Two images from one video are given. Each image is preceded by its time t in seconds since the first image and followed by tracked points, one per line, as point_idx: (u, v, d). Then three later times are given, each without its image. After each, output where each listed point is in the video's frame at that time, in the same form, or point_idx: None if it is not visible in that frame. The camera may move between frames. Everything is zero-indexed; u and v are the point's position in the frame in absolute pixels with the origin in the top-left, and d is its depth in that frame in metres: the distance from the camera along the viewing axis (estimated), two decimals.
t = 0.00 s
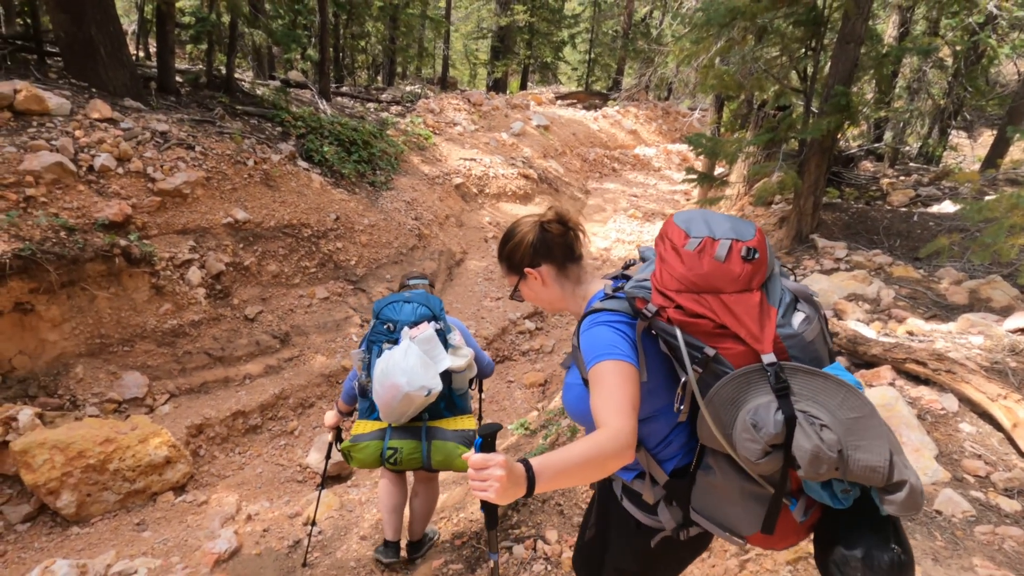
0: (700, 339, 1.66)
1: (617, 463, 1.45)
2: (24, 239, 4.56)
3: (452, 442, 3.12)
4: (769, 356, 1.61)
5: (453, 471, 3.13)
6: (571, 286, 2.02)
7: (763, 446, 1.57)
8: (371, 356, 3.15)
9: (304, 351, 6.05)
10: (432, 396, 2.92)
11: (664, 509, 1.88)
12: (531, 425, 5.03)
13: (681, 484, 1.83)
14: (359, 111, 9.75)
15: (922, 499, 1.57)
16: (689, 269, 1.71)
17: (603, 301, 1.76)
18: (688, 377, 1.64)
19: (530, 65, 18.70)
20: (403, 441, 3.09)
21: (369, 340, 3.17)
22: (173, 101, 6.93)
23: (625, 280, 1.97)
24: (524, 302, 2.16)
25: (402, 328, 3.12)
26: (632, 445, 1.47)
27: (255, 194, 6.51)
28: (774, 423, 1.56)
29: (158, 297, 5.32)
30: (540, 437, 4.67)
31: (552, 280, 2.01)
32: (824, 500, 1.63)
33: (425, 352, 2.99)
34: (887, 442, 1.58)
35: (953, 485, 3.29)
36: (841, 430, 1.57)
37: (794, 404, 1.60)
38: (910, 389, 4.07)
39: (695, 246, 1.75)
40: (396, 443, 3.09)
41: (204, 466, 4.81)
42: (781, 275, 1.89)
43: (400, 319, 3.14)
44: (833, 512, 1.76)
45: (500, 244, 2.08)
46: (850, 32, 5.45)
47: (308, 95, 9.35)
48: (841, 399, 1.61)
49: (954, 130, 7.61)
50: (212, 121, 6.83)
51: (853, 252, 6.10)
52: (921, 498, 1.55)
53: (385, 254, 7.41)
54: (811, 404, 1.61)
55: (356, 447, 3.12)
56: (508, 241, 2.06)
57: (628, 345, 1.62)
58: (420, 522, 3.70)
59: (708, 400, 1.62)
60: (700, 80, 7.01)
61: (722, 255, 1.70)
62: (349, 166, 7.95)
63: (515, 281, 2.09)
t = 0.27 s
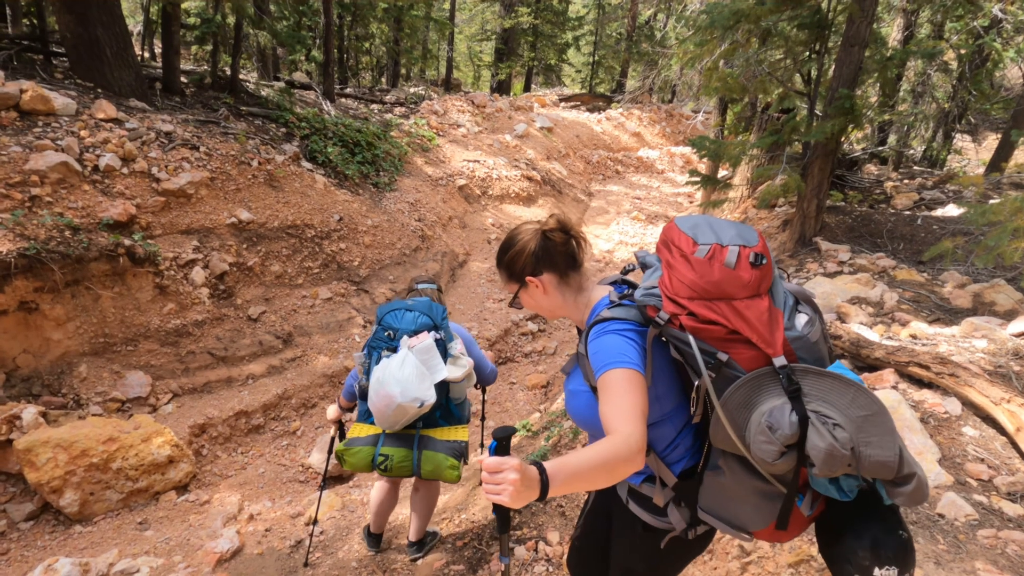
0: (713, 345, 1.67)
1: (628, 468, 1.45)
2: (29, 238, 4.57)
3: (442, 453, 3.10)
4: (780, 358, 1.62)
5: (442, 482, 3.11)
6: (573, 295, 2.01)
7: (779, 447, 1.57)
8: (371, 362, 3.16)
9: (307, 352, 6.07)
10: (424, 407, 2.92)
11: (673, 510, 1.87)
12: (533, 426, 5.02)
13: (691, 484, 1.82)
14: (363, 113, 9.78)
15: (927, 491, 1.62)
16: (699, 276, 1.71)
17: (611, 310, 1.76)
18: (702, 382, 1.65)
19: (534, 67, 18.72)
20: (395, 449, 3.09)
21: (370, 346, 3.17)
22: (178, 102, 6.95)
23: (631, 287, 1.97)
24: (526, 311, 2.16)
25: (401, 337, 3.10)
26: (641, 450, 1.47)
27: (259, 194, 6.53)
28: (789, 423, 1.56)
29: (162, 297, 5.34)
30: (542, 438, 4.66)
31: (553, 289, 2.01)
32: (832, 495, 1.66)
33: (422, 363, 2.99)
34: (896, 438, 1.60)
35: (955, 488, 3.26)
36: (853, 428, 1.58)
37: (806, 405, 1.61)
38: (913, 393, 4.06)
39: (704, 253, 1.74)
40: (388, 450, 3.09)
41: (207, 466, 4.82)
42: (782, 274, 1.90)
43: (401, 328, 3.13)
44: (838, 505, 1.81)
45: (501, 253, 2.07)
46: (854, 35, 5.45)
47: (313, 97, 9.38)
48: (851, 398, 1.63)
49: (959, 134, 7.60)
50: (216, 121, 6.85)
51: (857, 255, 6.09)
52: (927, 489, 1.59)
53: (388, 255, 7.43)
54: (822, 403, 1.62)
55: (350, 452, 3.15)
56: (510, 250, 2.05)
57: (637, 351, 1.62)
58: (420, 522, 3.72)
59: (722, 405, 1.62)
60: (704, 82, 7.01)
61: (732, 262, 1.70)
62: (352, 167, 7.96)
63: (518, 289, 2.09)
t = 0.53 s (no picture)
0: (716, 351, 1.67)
1: (635, 475, 1.45)
2: (33, 240, 4.59)
3: (427, 461, 3.09)
4: (784, 364, 1.62)
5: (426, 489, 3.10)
6: (576, 301, 2.02)
7: (784, 452, 1.56)
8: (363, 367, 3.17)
9: (309, 353, 6.08)
10: (409, 415, 2.92)
11: (679, 511, 1.88)
12: (535, 427, 5.02)
13: (696, 486, 1.85)
14: (364, 115, 9.80)
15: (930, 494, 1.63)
16: (702, 282, 1.71)
17: (615, 317, 1.76)
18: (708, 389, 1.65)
19: (536, 69, 18.74)
20: (380, 453, 3.10)
21: (364, 351, 3.19)
22: (180, 104, 6.97)
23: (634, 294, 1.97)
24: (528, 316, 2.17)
25: (393, 344, 3.11)
26: (648, 459, 1.46)
27: (262, 196, 6.55)
28: (793, 429, 1.56)
29: (165, 298, 5.36)
30: (544, 440, 4.67)
31: (556, 295, 2.02)
32: (836, 496, 1.65)
33: (411, 371, 2.99)
34: (898, 442, 1.60)
35: (957, 489, 3.26)
36: (856, 432, 1.58)
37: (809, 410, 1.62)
38: (915, 394, 4.06)
39: (707, 260, 1.75)
40: (374, 454, 3.10)
41: (209, 467, 4.83)
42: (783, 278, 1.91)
43: (393, 334, 3.13)
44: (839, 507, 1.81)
45: (503, 260, 2.07)
46: (855, 36, 5.45)
47: (315, 99, 9.40)
48: (855, 403, 1.63)
49: (961, 135, 7.60)
50: (219, 123, 6.87)
51: (858, 257, 6.09)
52: (928, 492, 1.60)
53: (390, 257, 7.44)
54: (825, 407, 1.62)
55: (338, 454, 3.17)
56: (512, 257, 2.04)
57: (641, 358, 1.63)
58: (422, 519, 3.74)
59: (726, 410, 1.62)
60: (705, 84, 7.01)
61: (734, 269, 1.70)
62: (354, 169, 7.97)
63: (520, 295, 2.10)
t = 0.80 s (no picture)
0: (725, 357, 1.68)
1: (633, 480, 1.45)
2: (36, 241, 4.60)
3: (412, 459, 3.08)
4: (791, 371, 1.64)
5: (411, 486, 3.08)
6: (584, 303, 2.02)
7: (790, 459, 1.57)
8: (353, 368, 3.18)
9: (312, 354, 6.09)
10: (394, 414, 2.93)
11: (682, 513, 1.88)
12: (538, 428, 5.03)
13: (699, 488, 1.84)
14: (366, 116, 9.81)
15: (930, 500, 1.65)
16: (712, 290, 1.69)
17: (624, 321, 1.76)
18: (716, 394, 1.66)
19: (538, 70, 18.76)
20: (367, 451, 3.10)
21: (354, 352, 3.21)
22: (182, 105, 6.99)
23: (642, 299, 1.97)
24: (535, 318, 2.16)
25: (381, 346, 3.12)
26: (647, 463, 1.47)
27: (264, 198, 6.57)
28: (799, 437, 1.57)
29: (167, 299, 5.37)
30: (546, 440, 4.67)
31: (564, 299, 2.01)
32: (836, 499, 1.70)
33: (398, 371, 3.00)
34: (902, 449, 1.62)
35: (960, 488, 3.25)
36: (861, 440, 1.59)
37: (815, 417, 1.63)
38: (917, 393, 4.05)
39: (718, 268, 1.72)
40: (361, 451, 3.11)
41: (212, 468, 4.84)
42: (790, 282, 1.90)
43: (382, 335, 3.14)
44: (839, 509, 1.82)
45: (512, 262, 2.06)
46: (857, 36, 5.44)
47: (317, 100, 9.41)
48: (860, 410, 1.64)
49: (963, 135, 7.59)
50: (221, 125, 6.88)
51: (861, 256, 6.09)
52: (930, 499, 1.62)
53: (392, 257, 7.45)
54: (831, 414, 1.64)
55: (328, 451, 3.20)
56: (521, 260, 2.03)
57: (649, 363, 1.63)
58: (422, 515, 3.75)
59: (733, 417, 1.62)
60: (707, 84, 7.02)
61: (746, 278, 1.68)
62: (356, 170, 7.99)
63: (527, 298, 2.09)
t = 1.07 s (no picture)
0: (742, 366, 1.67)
1: (638, 485, 1.46)
2: (43, 239, 4.64)
3: (412, 451, 3.13)
4: (806, 381, 1.65)
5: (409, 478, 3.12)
6: (601, 309, 1.99)
7: (805, 465, 1.61)
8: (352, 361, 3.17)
9: (316, 352, 6.11)
10: (395, 408, 2.95)
11: (690, 514, 1.88)
12: (542, 426, 5.04)
13: (706, 490, 1.85)
14: (371, 115, 9.83)
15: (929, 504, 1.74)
16: (733, 299, 1.66)
17: (642, 328, 1.75)
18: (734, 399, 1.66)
19: (542, 69, 18.76)
20: (366, 443, 3.11)
21: (354, 344, 3.19)
22: (188, 104, 7.02)
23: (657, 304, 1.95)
24: (550, 321, 2.14)
25: (383, 340, 3.11)
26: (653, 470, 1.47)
27: (269, 196, 6.59)
28: (814, 444, 1.61)
29: (173, 297, 5.40)
30: (550, 439, 4.68)
31: (582, 304, 1.99)
32: (841, 503, 1.75)
33: (401, 366, 3.01)
34: (907, 456, 1.69)
35: (965, 489, 3.24)
36: (870, 447, 1.65)
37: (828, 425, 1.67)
38: (923, 394, 4.04)
39: (739, 278, 1.69)
40: (360, 442, 3.11)
41: (217, 465, 4.86)
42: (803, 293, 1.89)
43: (384, 329, 3.13)
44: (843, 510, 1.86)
45: (531, 264, 2.03)
46: (863, 36, 5.43)
47: (322, 99, 9.44)
48: (870, 419, 1.70)
49: (969, 135, 7.56)
50: (226, 124, 6.90)
51: (866, 256, 6.07)
52: (931, 504, 1.69)
53: (397, 256, 7.46)
54: (841, 422, 1.69)
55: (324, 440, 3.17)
56: (540, 262, 2.01)
57: (665, 372, 1.62)
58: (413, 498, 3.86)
59: (750, 423, 1.65)
60: (712, 84, 7.01)
61: (767, 288, 1.66)
62: (361, 169, 8.00)
63: (542, 300, 2.07)
